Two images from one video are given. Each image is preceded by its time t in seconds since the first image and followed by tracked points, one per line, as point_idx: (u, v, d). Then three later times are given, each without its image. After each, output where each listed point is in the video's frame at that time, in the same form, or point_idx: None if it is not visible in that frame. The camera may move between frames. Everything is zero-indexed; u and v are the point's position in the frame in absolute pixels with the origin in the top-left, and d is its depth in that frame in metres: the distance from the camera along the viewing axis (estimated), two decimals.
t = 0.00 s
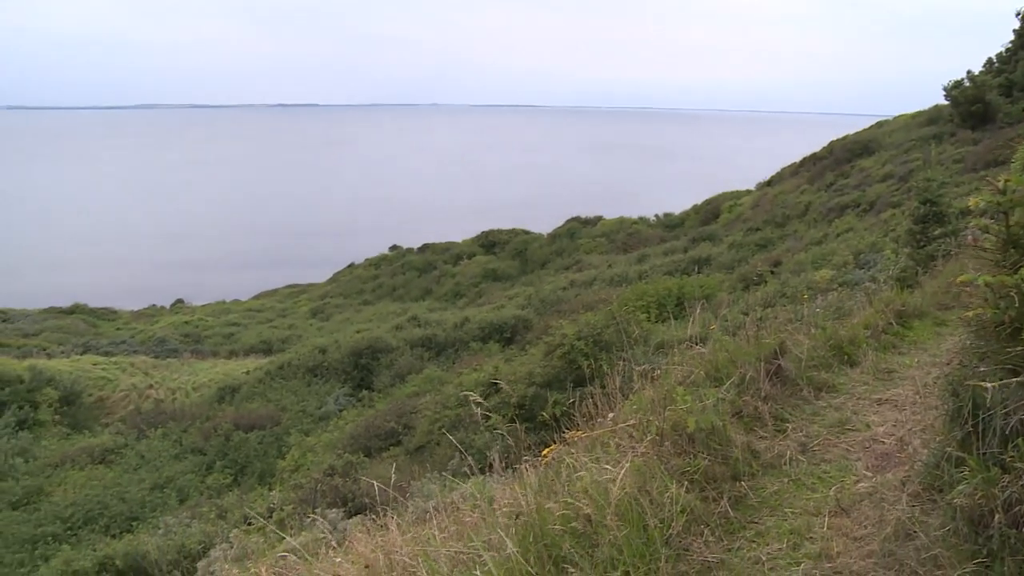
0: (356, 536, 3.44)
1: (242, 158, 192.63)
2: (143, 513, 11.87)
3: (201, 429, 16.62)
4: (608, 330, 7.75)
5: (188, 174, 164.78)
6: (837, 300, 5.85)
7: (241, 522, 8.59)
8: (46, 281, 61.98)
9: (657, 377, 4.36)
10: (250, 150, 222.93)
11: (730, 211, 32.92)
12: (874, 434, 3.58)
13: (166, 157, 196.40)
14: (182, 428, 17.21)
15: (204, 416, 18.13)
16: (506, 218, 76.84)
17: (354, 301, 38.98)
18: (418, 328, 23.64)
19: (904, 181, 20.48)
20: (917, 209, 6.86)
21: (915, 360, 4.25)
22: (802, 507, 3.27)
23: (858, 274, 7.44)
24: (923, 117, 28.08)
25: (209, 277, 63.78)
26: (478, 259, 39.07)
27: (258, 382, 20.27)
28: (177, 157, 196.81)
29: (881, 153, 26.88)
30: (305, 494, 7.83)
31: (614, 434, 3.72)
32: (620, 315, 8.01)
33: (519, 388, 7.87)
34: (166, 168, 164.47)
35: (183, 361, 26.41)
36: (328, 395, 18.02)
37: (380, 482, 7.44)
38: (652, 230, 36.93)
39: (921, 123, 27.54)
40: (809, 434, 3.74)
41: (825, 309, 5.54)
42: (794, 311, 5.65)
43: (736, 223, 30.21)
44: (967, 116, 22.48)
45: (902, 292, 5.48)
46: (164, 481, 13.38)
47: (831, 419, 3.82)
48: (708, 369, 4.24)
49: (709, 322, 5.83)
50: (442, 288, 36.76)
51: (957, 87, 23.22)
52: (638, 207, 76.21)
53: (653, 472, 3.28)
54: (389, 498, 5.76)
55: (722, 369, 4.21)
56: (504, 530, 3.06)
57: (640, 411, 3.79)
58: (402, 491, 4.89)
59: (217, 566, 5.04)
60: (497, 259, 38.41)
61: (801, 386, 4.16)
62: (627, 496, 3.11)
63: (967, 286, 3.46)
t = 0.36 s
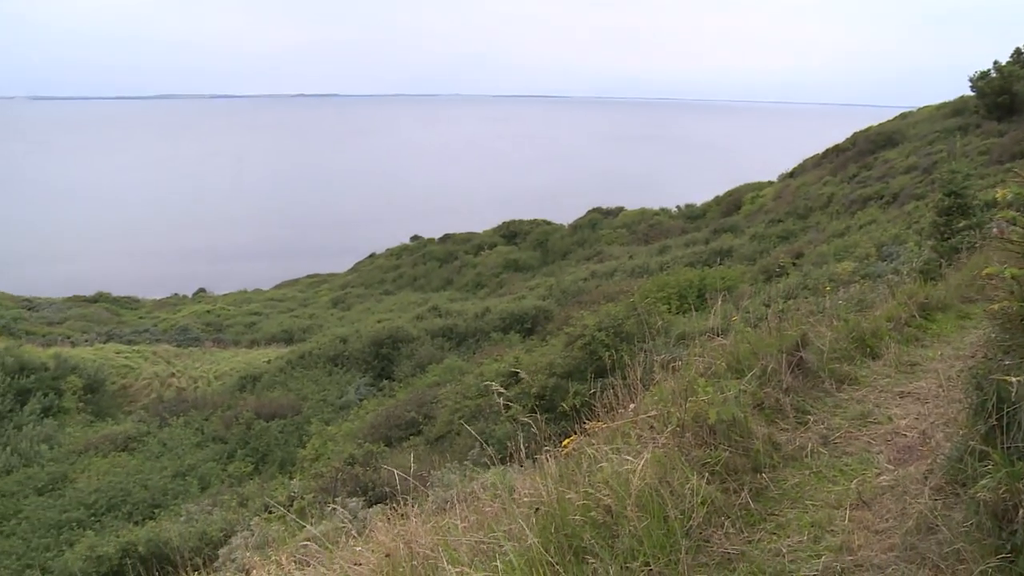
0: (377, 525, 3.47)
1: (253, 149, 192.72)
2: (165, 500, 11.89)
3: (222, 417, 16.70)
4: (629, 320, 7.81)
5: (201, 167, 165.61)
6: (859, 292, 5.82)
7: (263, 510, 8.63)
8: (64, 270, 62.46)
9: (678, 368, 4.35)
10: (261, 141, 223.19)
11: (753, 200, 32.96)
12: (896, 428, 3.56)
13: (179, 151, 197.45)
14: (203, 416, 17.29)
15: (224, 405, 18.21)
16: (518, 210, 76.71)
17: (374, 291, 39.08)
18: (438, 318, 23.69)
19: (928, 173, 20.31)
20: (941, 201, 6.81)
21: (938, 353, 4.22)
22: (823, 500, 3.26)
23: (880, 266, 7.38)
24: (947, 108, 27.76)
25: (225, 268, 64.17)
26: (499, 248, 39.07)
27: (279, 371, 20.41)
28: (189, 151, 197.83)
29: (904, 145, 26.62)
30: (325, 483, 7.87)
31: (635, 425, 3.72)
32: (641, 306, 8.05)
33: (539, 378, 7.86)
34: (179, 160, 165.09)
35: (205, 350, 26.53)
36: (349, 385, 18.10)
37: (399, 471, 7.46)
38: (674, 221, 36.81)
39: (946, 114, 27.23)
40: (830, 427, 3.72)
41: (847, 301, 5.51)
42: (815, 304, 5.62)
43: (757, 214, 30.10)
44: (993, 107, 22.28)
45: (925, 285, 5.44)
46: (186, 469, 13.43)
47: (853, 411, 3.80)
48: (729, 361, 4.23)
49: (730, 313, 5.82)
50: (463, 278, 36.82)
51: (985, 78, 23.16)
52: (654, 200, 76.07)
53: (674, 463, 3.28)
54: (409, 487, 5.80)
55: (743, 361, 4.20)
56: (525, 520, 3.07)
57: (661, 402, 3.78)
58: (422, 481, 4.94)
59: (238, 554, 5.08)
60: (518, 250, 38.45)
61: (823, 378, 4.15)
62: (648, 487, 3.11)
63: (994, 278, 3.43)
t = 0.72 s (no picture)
0: (388, 515, 3.49)
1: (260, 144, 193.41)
2: (178, 490, 11.89)
3: (234, 408, 16.73)
4: (641, 313, 7.83)
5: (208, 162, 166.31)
6: (873, 285, 5.78)
7: (275, 500, 8.65)
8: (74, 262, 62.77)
9: (691, 360, 4.34)
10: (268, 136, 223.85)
11: (765, 193, 32.83)
12: (909, 421, 3.55)
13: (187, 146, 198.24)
14: (216, 407, 17.35)
15: (237, 395, 18.25)
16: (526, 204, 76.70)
17: (387, 282, 39.17)
18: (450, 310, 23.73)
19: (943, 165, 20.21)
20: (956, 194, 6.77)
21: (952, 347, 4.20)
22: (836, 493, 3.25)
23: (894, 260, 7.34)
24: (963, 100, 27.57)
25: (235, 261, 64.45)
26: (512, 241, 39.15)
27: (292, 362, 20.49)
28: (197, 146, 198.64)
29: (919, 137, 26.45)
30: (336, 473, 7.87)
31: (648, 417, 3.71)
32: (653, 299, 8.06)
33: (551, 369, 7.85)
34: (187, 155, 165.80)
35: (218, 341, 26.61)
36: (361, 376, 18.15)
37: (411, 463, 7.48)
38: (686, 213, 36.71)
39: (961, 106, 27.03)
40: (842, 420, 3.71)
41: (861, 295, 5.48)
42: (828, 297, 5.60)
43: (771, 207, 30.03)
44: (1010, 99, 22.14)
45: (938, 278, 5.41)
46: (199, 459, 13.45)
47: (865, 405, 3.79)
48: (742, 353, 4.22)
49: (743, 306, 5.80)
50: (475, 270, 36.86)
51: (1002, 69, 22.88)
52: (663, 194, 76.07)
53: (686, 455, 3.27)
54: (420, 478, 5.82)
55: (756, 353, 4.18)
56: (537, 512, 3.08)
57: (674, 394, 3.78)
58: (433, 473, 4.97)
59: (249, 545, 5.13)
60: (530, 242, 38.49)
61: (835, 371, 4.14)
62: (660, 479, 3.11)
63: (1011, 272, 3.41)
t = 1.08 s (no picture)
0: (401, 507, 3.52)
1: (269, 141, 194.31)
2: (192, 479, 11.93)
3: (249, 398, 16.80)
4: (654, 306, 7.86)
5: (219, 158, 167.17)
6: (888, 279, 5.74)
7: (288, 491, 8.69)
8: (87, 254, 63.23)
9: (704, 353, 4.33)
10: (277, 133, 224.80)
11: (780, 185, 32.85)
12: (924, 416, 3.53)
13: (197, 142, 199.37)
14: (231, 397, 17.44)
15: (251, 386, 18.33)
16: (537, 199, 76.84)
17: (402, 274, 39.28)
18: (463, 302, 23.79)
19: (960, 159, 20.09)
20: (973, 187, 6.71)
21: (968, 342, 4.17)
22: (850, 488, 3.23)
23: (909, 254, 7.29)
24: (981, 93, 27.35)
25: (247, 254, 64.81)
26: (527, 233, 39.20)
27: (306, 353, 20.57)
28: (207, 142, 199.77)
29: (936, 130, 26.27)
30: (350, 463, 7.89)
31: (662, 410, 3.71)
32: (666, 292, 8.06)
33: (565, 361, 7.85)
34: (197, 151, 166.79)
35: (232, 332, 26.75)
36: (375, 367, 18.21)
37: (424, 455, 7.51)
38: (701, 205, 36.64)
39: (980, 99, 26.81)
40: (857, 414, 3.69)
41: (875, 288, 5.45)
42: (843, 290, 5.57)
43: (786, 200, 29.97)
44: None
45: (955, 272, 5.36)
46: (213, 449, 13.50)
47: (880, 399, 3.76)
48: (756, 347, 4.20)
49: (757, 299, 5.78)
50: (489, 262, 36.93)
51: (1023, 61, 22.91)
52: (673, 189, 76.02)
53: (699, 448, 3.27)
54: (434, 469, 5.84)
55: (771, 346, 4.17)
56: (550, 504, 3.09)
57: (687, 387, 3.77)
58: (446, 465, 5.00)
59: (262, 535, 5.17)
60: (544, 235, 38.56)
61: (850, 365, 4.12)
62: (674, 471, 3.11)
63: None
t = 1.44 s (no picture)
0: (419, 497, 3.54)
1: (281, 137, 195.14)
2: (211, 468, 11.99)
3: (267, 387, 16.88)
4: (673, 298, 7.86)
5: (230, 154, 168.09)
6: (908, 273, 5.70)
7: (306, 481, 8.73)
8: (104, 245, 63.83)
9: (723, 345, 4.32)
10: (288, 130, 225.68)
11: (801, 178, 32.88)
12: (944, 411, 3.50)
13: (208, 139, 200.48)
14: (248, 386, 17.54)
15: (269, 375, 18.42)
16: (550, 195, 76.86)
17: (419, 265, 39.41)
18: (481, 293, 23.84)
19: (982, 152, 19.92)
20: (996, 181, 6.65)
21: (990, 336, 4.13)
22: (869, 482, 3.22)
23: (930, 247, 7.23)
24: (1006, 86, 27.11)
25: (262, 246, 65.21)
26: (545, 224, 39.28)
27: (324, 343, 20.69)
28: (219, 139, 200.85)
29: (958, 123, 26.06)
30: (368, 453, 7.91)
31: (679, 402, 3.70)
32: (685, 284, 8.05)
33: (582, 353, 7.84)
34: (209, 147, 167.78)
35: (250, 322, 26.91)
36: (392, 357, 18.26)
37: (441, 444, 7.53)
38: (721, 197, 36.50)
39: (1004, 92, 26.58)
40: (876, 409, 3.67)
41: (895, 282, 5.41)
42: (862, 283, 5.54)
43: (805, 193, 29.91)
44: None
45: (977, 266, 5.31)
46: (231, 438, 13.57)
47: (899, 393, 3.74)
48: (775, 339, 4.18)
49: (775, 292, 5.76)
50: (507, 253, 37.01)
51: None
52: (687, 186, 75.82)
53: (717, 440, 3.27)
54: (452, 459, 5.87)
55: (790, 339, 4.15)
56: (568, 494, 3.11)
57: (706, 379, 3.76)
58: (462, 455, 5.03)
59: (280, 523, 5.20)
60: (562, 226, 38.65)
61: (869, 359, 4.09)
62: (691, 463, 3.12)
63: None
